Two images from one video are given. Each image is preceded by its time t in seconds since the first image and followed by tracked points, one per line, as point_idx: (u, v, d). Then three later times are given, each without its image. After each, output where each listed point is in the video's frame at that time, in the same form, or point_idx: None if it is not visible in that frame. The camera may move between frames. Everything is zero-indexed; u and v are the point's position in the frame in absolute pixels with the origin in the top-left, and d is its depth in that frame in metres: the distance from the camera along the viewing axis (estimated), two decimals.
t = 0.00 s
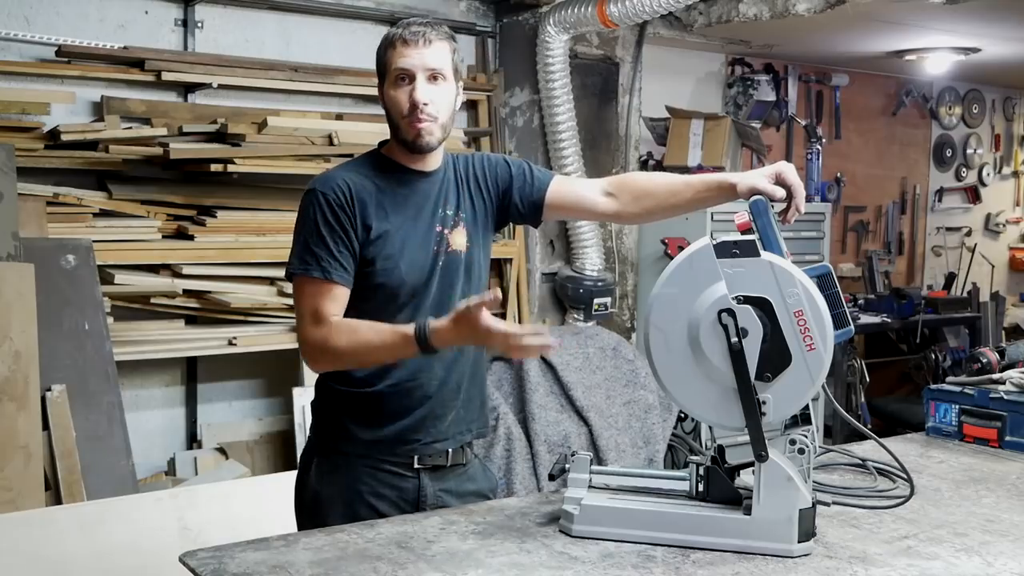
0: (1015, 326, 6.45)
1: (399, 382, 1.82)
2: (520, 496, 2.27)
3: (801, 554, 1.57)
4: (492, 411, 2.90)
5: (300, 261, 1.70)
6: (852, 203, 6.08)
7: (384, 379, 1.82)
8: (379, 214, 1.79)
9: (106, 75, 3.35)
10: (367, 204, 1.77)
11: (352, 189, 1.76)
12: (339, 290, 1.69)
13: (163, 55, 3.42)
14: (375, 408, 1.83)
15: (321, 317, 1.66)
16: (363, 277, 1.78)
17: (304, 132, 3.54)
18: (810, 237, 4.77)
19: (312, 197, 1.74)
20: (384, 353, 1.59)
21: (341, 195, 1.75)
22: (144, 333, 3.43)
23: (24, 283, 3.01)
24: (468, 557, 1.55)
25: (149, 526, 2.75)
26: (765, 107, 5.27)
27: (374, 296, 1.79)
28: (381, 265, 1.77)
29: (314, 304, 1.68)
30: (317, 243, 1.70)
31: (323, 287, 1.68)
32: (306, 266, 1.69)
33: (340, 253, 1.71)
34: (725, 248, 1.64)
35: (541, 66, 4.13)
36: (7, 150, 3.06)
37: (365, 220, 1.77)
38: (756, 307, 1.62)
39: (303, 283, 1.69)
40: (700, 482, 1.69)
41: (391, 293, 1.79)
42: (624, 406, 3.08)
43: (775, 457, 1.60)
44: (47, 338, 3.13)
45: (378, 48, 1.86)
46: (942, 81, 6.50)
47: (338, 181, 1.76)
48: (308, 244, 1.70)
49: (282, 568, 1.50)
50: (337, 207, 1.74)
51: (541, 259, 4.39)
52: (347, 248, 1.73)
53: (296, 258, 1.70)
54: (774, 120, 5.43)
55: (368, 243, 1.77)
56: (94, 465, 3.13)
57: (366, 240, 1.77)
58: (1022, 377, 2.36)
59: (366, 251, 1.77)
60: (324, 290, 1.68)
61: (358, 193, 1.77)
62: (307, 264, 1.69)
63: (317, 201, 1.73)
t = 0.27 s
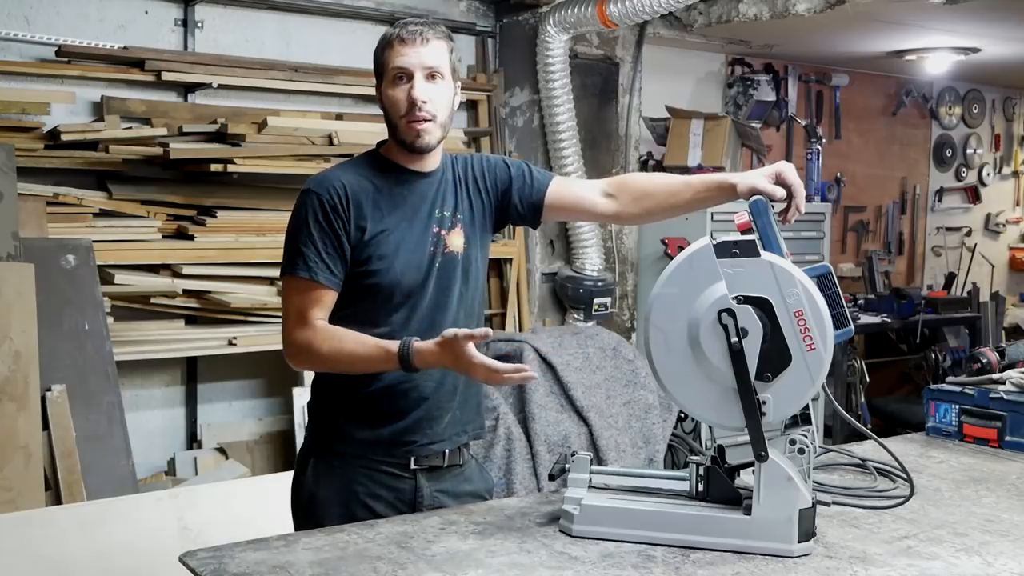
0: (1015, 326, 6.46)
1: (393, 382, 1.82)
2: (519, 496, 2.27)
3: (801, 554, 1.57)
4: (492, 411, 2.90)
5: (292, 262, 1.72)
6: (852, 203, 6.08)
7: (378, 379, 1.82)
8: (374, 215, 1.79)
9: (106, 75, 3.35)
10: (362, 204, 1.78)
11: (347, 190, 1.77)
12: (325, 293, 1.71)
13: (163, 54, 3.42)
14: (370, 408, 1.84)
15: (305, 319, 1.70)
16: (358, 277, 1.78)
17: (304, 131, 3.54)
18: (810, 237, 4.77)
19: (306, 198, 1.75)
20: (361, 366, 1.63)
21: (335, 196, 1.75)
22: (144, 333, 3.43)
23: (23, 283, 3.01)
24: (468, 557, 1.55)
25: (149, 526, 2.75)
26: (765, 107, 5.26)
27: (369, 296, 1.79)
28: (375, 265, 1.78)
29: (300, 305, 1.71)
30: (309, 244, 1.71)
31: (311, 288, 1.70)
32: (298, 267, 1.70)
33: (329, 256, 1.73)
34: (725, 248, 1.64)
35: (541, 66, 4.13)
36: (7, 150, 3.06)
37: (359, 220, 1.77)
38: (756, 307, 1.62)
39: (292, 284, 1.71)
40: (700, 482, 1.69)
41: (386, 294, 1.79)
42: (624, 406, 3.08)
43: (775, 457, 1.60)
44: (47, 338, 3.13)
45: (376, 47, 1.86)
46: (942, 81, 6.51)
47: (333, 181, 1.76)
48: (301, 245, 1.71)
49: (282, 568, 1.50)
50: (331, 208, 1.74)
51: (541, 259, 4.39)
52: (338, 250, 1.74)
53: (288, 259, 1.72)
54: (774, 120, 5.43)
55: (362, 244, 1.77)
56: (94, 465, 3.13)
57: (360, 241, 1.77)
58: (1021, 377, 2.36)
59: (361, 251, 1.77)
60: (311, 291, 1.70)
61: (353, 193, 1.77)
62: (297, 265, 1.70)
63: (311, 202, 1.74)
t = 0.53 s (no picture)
0: (1015, 326, 6.46)
1: (389, 382, 1.82)
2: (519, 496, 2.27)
3: (801, 554, 1.57)
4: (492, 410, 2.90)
5: (286, 260, 1.72)
6: (852, 203, 6.08)
7: (374, 378, 1.82)
8: (371, 214, 1.79)
9: (106, 75, 3.35)
10: (359, 204, 1.78)
11: (344, 190, 1.77)
12: (319, 292, 1.71)
13: (163, 54, 3.42)
14: (366, 408, 1.83)
15: (297, 316, 1.70)
16: (354, 277, 1.79)
17: (304, 131, 3.54)
18: (810, 237, 4.77)
19: (303, 196, 1.75)
20: (353, 363, 1.63)
21: (332, 195, 1.75)
22: (144, 333, 3.43)
23: (23, 283, 3.01)
24: (468, 557, 1.55)
25: (149, 526, 2.75)
26: (765, 107, 5.26)
27: (364, 295, 1.79)
28: (372, 265, 1.78)
29: (293, 302, 1.71)
30: (305, 243, 1.71)
31: (305, 287, 1.70)
32: (293, 265, 1.70)
33: (323, 255, 1.73)
34: (725, 248, 1.64)
35: (541, 66, 4.13)
36: (7, 150, 3.06)
37: (356, 219, 1.77)
38: (756, 308, 1.62)
39: (286, 282, 1.71)
40: (700, 482, 1.69)
41: (382, 293, 1.79)
42: (624, 406, 3.08)
43: (775, 457, 1.60)
44: (47, 338, 3.13)
45: (378, 46, 1.86)
46: (942, 81, 6.51)
47: (330, 181, 1.76)
48: (297, 244, 1.71)
49: (282, 568, 1.50)
50: (328, 208, 1.74)
51: (541, 259, 4.40)
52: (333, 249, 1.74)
53: (283, 258, 1.72)
54: (774, 120, 5.42)
55: (359, 244, 1.77)
56: (94, 465, 3.13)
57: (356, 240, 1.77)
58: (1021, 377, 2.36)
59: (358, 251, 1.77)
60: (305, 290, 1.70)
61: (350, 193, 1.77)
62: (292, 263, 1.71)
63: (307, 201, 1.74)
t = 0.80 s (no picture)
0: (1015, 326, 6.46)
1: (386, 382, 1.82)
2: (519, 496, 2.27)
3: (801, 554, 1.57)
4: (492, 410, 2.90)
5: (283, 259, 1.71)
6: (852, 203, 6.08)
7: (371, 378, 1.83)
8: (368, 213, 1.78)
9: (106, 75, 3.35)
10: (357, 204, 1.77)
11: (341, 189, 1.76)
12: (317, 290, 1.71)
13: (163, 55, 3.42)
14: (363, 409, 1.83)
15: (294, 313, 1.69)
16: (351, 276, 1.78)
17: (304, 131, 3.54)
18: (810, 237, 4.77)
19: (300, 195, 1.74)
20: (348, 356, 1.62)
21: (331, 195, 1.74)
22: (144, 333, 3.43)
23: (23, 283, 3.01)
24: (468, 557, 1.55)
25: (149, 526, 2.75)
26: (765, 107, 5.26)
27: (361, 295, 1.79)
28: (369, 264, 1.77)
29: (291, 300, 1.70)
30: (301, 243, 1.71)
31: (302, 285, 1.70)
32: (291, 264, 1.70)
33: (321, 254, 1.72)
34: (725, 248, 1.64)
35: (541, 66, 4.13)
36: (7, 150, 3.06)
37: (353, 218, 1.76)
38: (756, 307, 1.62)
39: (284, 281, 1.71)
40: (700, 482, 1.69)
41: (380, 293, 1.79)
42: (624, 406, 3.08)
43: (775, 457, 1.60)
44: (47, 338, 3.13)
45: (399, 45, 1.80)
46: (942, 81, 6.51)
47: (326, 179, 1.75)
48: (294, 243, 1.71)
49: (282, 568, 1.50)
50: (327, 207, 1.74)
51: (541, 259, 4.40)
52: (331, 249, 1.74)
53: (280, 256, 1.72)
54: (774, 120, 5.42)
55: (356, 243, 1.77)
56: (94, 465, 3.13)
57: (353, 239, 1.77)
58: (1021, 377, 2.36)
59: (355, 250, 1.77)
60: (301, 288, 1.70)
61: (347, 192, 1.76)
62: (290, 262, 1.70)
63: (305, 199, 1.73)
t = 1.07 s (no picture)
0: (1015, 326, 6.45)
1: (389, 383, 1.82)
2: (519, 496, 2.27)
3: (801, 554, 1.57)
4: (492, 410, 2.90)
5: (289, 259, 1.70)
6: (852, 203, 6.08)
7: (374, 379, 1.83)
8: (372, 213, 1.78)
9: (106, 75, 3.35)
10: (361, 204, 1.77)
11: (346, 189, 1.75)
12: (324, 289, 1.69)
13: (163, 55, 3.42)
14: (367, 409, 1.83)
15: (302, 314, 1.67)
16: (355, 276, 1.78)
17: (304, 131, 3.54)
18: (810, 237, 4.77)
19: (305, 195, 1.73)
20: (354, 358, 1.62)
21: (336, 195, 1.73)
22: (144, 333, 3.43)
23: (23, 284, 3.01)
24: (468, 557, 1.55)
25: (149, 526, 2.74)
26: (765, 107, 5.26)
27: (365, 295, 1.79)
28: (373, 265, 1.77)
29: (297, 300, 1.68)
30: (308, 242, 1.69)
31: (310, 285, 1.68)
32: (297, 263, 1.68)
33: (329, 253, 1.71)
34: (725, 248, 1.64)
35: (541, 66, 4.13)
36: (7, 150, 3.06)
37: (358, 218, 1.76)
38: (756, 307, 1.62)
39: (290, 280, 1.69)
40: (700, 482, 1.69)
41: (384, 293, 1.79)
42: (624, 406, 3.08)
43: (775, 457, 1.60)
44: (47, 338, 3.13)
45: (424, 49, 1.80)
46: (942, 81, 6.51)
47: (330, 179, 1.74)
48: (300, 242, 1.69)
49: (282, 568, 1.50)
50: (332, 207, 1.73)
51: (541, 259, 4.40)
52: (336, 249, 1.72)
53: (285, 256, 1.70)
54: (774, 120, 5.42)
55: (360, 243, 1.76)
56: (94, 465, 3.13)
57: (358, 239, 1.76)
58: (1022, 377, 2.35)
59: (359, 251, 1.77)
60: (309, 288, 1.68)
61: (351, 192, 1.76)
62: (297, 261, 1.68)
63: (310, 198, 1.72)
